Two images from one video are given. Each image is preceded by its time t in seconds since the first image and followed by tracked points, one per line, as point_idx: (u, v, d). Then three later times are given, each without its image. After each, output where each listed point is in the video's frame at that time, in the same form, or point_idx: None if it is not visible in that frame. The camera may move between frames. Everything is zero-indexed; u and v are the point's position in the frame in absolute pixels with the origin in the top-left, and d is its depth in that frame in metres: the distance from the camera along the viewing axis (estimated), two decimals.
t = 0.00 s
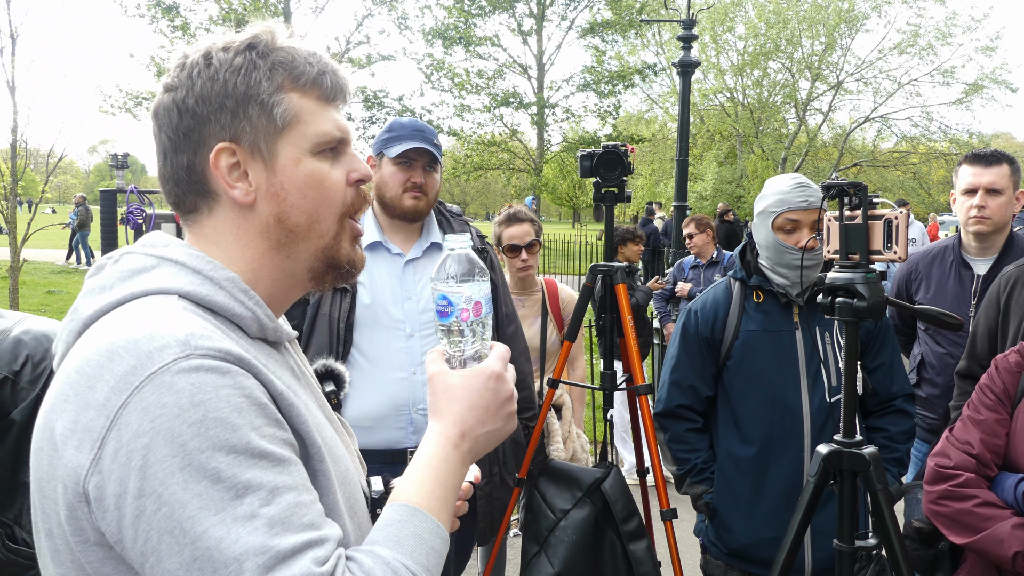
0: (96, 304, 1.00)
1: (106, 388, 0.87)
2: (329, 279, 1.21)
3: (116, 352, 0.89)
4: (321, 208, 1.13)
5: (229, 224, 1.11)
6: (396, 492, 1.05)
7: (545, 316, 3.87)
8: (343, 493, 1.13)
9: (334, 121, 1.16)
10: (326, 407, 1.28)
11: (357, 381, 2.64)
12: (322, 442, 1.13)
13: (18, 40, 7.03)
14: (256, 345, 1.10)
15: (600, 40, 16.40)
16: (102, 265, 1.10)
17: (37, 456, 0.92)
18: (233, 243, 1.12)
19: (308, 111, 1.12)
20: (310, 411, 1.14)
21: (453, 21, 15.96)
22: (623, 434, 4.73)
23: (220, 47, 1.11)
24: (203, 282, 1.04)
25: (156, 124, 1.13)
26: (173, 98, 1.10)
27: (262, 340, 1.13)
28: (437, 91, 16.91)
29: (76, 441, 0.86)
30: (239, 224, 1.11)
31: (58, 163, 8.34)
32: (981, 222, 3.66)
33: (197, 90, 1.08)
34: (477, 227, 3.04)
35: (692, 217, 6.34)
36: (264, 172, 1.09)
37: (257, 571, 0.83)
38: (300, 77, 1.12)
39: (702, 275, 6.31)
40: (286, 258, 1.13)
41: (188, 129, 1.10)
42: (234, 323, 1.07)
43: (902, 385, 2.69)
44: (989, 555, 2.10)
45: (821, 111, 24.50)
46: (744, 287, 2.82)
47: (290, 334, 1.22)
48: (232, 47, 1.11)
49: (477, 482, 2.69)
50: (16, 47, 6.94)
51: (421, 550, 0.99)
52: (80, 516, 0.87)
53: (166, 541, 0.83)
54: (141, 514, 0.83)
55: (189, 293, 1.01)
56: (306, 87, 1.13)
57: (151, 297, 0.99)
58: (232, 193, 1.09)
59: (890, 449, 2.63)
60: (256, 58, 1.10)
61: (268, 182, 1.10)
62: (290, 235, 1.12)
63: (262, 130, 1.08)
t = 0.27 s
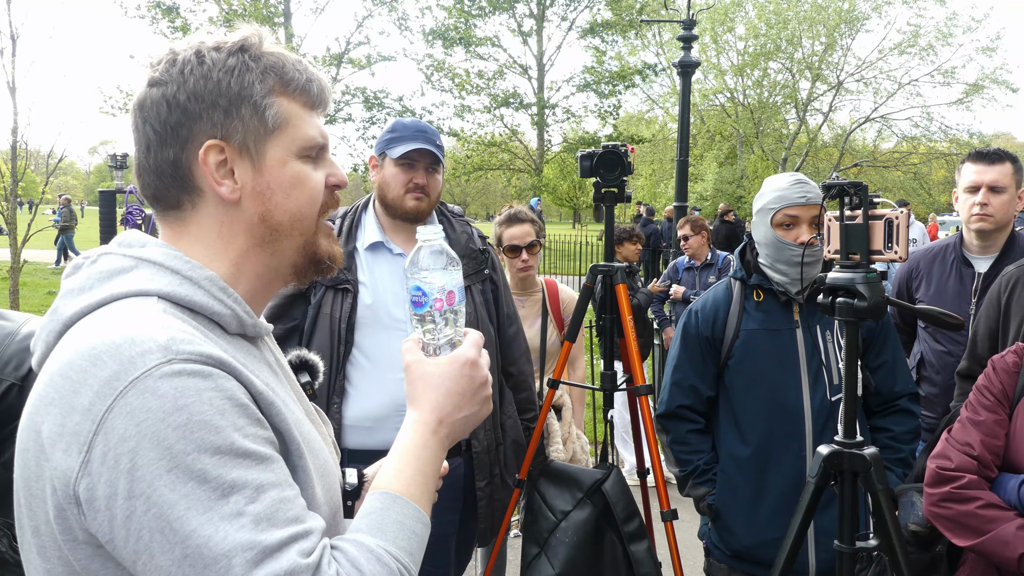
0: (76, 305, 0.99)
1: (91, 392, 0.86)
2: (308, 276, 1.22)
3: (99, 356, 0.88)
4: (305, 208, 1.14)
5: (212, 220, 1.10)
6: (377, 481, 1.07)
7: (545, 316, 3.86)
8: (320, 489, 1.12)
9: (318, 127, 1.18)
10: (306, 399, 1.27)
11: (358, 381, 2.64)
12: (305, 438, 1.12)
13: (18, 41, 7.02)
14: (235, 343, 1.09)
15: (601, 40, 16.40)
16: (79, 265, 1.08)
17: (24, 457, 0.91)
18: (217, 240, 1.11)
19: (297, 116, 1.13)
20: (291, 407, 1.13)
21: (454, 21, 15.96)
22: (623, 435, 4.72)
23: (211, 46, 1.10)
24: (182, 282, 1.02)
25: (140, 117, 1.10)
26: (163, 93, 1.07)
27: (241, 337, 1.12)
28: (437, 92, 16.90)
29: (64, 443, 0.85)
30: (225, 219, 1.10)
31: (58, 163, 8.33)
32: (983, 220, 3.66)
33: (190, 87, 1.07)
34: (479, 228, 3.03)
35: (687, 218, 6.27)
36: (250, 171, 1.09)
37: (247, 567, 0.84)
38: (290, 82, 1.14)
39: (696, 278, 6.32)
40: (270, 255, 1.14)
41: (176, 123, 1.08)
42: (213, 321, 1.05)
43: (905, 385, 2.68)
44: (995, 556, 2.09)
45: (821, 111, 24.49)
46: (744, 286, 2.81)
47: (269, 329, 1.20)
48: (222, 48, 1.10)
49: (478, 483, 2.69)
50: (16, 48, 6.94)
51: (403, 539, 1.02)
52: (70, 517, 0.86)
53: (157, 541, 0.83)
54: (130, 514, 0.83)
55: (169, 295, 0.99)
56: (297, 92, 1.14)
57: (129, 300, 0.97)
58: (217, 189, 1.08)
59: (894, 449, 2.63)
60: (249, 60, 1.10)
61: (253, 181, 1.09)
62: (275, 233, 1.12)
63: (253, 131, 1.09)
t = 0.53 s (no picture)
0: (68, 308, 0.98)
1: (93, 397, 0.86)
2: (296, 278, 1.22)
3: (97, 361, 0.88)
4: (308, 211, 1.15)
5: (215, 221, 1.08)
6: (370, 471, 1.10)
7: (545, 316, 3.85)
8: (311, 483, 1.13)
9: (314, 131, 1.19)
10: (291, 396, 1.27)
11: (359, 380, 2.63)
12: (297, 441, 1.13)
13: (19, 42, 7.03)
14: (227, 347, 1.08)
15: (602, 40, 16.40)
16: (71, 265, 1.07)
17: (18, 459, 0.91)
18: (216, 242, 1.09)
19: (298, 121, 1.14)
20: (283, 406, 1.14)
21: (454, 21, 15.96)
22: (624, 435, 4.71)
23: (214, 47, 1.08)
24: (176, 286, 1.01)
25: (141, 117, 1.07)
26: (170, 94, 1.05)
27: (233, 340, 1.11)
28: (438, 92, 16.90)
29: (69, 447, 0.85)
30: (228, 222, 1.09)
31: (59, 164, 8.33)
32: (983, 214, 3.66)
33: (199, 88, 1.05)
34: (480, 228, 3.03)
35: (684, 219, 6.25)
36: (258, 173, 1.09)
37: (267, 556, 0.87)
38: (291, 88, 1.15)
39: (693, 278, 6.30)
40: (268, 258, 1.13)
41: (183, 125, 1.05)
42: (206, 325, 1.04)
43: (909, 385, 2.67)
44: (997, 556, 2.09)
45: (822, 111, 24.48)
46: (748, 286, 2.81)
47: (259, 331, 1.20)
48: (226, 50, 1.09)
49: (480, 483, 2.69)
50: (17, 48, 6.94)
51: (406, 512, 1.07)
52: (72, 520, 0.86)
53: (172, 538, 0.85)
54: (142, 514, 0.84)
55: (162, 298, 0.98)
56: (296, 98, 1.15)
57: (123, 304, 0.96)
58: (227, 192, 1.07)
59: (898, 449, 2.63)
60: (254, 64, 1.10)
61: (261, 184, 1.09)
62: (278, 236, 1.12)
63: (262, 134, 1.08)
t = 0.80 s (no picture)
0: (69, 309, 0.96)
1: (111, 399, 0.86)
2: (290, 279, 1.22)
3: (114, 361, 0.88)
4: (306, 212, 1.15)
5: (214, 220, 1.08)
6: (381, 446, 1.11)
7: (545, 316, 3.85)
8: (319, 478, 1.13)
9: (312, 131, 1.19)
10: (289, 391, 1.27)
11: (360, 380, 2.62)
12: (307, 434, 1.13)
13: (19, 43, 7.03)
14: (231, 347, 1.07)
15: (602, 40, 16.38)
16: (64, 266, 1.06)
17: (18, 461, 0.90)
18: (217, 241, 1.08)
19: (298, 121, 1.14)
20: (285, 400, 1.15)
21: (454, 21, 15.95)
22: (625, 434, 4.71)
23: (215, 44, 1.08)
24: (180, 286, 1.01)
25: (140, 113, 1.06)
26: (172, 90, 1.04)
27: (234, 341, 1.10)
28: (439, 91, 16.89)
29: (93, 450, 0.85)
30: (227, 221, 1.08)
31: (60, 164, 8.32)
32: (982, 210, 3.67)
33: (202, 85, 1.05)
34: (479, 227, 3.02)
35: (682, 219, 6.23)
36: (258, 172, 1.08)
37: (314, 532, 0.91)
38: (291, 88, 1.15)
39: (692, 279, 6.30)
40: (268, 257, 1.13)
41: (185, 121, 1.04)
42: (209, 325, 1.03)
43: (909, 383, 2.67)
44: (992, 554, 2.08)
45: (823, 110, 24.45)
46: (750, 285, 2.81)
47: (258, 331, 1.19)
48: (226, 47, 1.09)
49: (481, 482, 2.68)
50: (17, 49, 6.94)
51: (427, 481, 1.09)
52: (91, 522, 0.86)
53: (214, 527, 0.87)
54: (181, 507, 0.85)
55: (169, 298, 0.98)
56: (295, 97, 1.16)
57: (130, 303, 0.95)
58: (228, 191, 1.06)
59: (898, 447, 2.62)
60: (256, 63, 1.10)
61: (261, 183, 1.08)
62: (277, 236, 1.12)
63: (264, 133, 1.08)
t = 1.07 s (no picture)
0: (78, 310, 0.95)
1: (137, 399, 0.85)
2: (295, 275, 1.21)
3: (137, 360, 0.87)
4: (310, 207, 1.14)
5: (215, 216, 1.07)
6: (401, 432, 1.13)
7: (545, 315, 3.85)
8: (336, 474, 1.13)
9: (316, 124, 1.18)
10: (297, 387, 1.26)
11: (359, 380, 2.63)
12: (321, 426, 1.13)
13: (19, 43, 7.03)
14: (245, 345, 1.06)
15: (603, 39, 16.35)
16: (65, 269, 1.05)
17: (29, 466, 0.89)
18: (219, 239, 1.08)
19: (301, 115, 1.14)
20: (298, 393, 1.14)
21: (455, 20, 15.94)
22: (625, 433, 4.70)
23: (216, 36, 1.08)
24: (192, 284, 1.00)
25: (138, 106, 1.06)
26: (170, 83, 1.04)
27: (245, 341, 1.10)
28: (439, 91, 16.88)
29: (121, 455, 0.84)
30: (228, 217, 1.08)
31: (60, 164, 8.31)
32: (981, 207, 3.66)
33: (201, 78, 1.04)
34: (478, 226, 3.01)
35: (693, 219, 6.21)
36: (260, 167, 1.07)
37: (358, 514, 0.92)
38: (294, 81, 1.14)
39: (700, 278, 6.28)
40: (272, 255, 1.13)
41: (184, 115, 1.04)
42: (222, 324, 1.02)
43: (906, 382, 2.67)
44: (987, 551, 2.08)
45: (824, 109, 24.41)
46: (750, 284, 2.81)
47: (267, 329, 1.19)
48: (228, 39, 1.09)
49: (481, 482, 2.68)
50: (17, 49, 6.94)
51: (452, 457, 1.12)
52: (91, 524, 0.86)
53: (257, 520, 0.87)
54: (220, 501, 0.85)
55: (183, 295, 0.97)
56: (298, 91, 1.15)
57: (145, 302, 0.94)
58: (228, 186, 1.06)
59: (896, 446, 2.62)
60: (258, 55, 1.10)
61: (263, 178, 1.08)
62: (280, 232, 1.11)
63: (265, 127, 1.07)
